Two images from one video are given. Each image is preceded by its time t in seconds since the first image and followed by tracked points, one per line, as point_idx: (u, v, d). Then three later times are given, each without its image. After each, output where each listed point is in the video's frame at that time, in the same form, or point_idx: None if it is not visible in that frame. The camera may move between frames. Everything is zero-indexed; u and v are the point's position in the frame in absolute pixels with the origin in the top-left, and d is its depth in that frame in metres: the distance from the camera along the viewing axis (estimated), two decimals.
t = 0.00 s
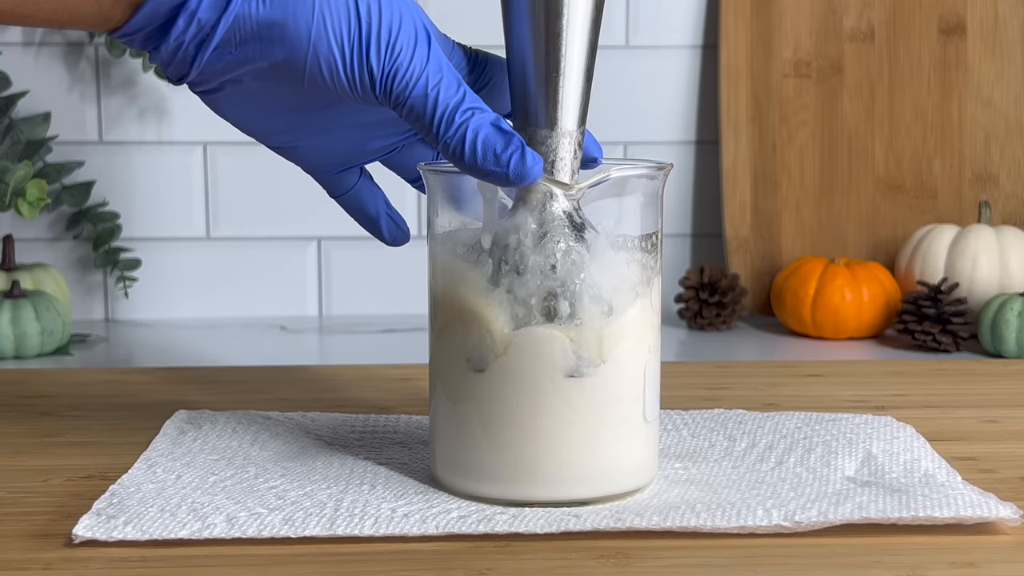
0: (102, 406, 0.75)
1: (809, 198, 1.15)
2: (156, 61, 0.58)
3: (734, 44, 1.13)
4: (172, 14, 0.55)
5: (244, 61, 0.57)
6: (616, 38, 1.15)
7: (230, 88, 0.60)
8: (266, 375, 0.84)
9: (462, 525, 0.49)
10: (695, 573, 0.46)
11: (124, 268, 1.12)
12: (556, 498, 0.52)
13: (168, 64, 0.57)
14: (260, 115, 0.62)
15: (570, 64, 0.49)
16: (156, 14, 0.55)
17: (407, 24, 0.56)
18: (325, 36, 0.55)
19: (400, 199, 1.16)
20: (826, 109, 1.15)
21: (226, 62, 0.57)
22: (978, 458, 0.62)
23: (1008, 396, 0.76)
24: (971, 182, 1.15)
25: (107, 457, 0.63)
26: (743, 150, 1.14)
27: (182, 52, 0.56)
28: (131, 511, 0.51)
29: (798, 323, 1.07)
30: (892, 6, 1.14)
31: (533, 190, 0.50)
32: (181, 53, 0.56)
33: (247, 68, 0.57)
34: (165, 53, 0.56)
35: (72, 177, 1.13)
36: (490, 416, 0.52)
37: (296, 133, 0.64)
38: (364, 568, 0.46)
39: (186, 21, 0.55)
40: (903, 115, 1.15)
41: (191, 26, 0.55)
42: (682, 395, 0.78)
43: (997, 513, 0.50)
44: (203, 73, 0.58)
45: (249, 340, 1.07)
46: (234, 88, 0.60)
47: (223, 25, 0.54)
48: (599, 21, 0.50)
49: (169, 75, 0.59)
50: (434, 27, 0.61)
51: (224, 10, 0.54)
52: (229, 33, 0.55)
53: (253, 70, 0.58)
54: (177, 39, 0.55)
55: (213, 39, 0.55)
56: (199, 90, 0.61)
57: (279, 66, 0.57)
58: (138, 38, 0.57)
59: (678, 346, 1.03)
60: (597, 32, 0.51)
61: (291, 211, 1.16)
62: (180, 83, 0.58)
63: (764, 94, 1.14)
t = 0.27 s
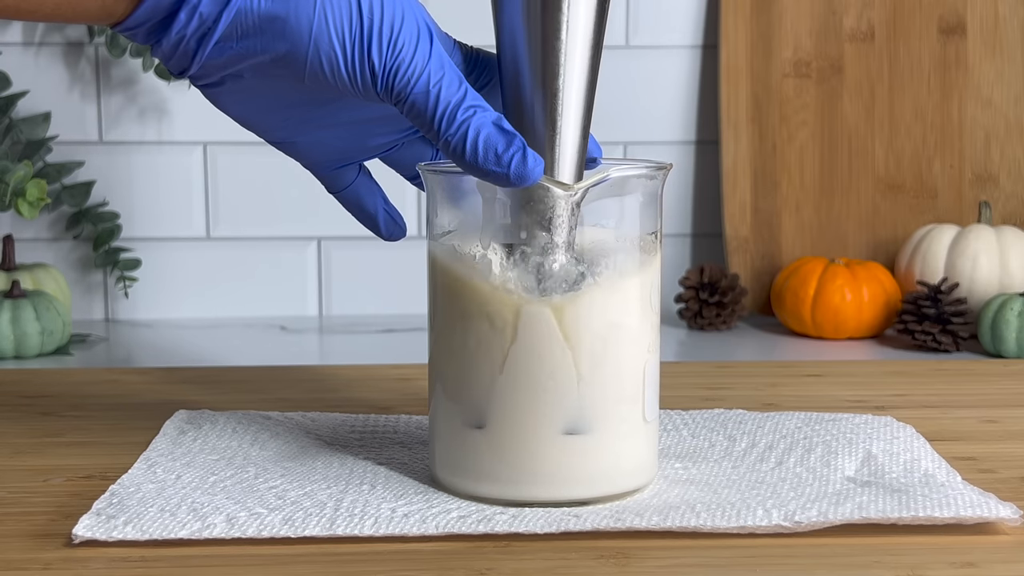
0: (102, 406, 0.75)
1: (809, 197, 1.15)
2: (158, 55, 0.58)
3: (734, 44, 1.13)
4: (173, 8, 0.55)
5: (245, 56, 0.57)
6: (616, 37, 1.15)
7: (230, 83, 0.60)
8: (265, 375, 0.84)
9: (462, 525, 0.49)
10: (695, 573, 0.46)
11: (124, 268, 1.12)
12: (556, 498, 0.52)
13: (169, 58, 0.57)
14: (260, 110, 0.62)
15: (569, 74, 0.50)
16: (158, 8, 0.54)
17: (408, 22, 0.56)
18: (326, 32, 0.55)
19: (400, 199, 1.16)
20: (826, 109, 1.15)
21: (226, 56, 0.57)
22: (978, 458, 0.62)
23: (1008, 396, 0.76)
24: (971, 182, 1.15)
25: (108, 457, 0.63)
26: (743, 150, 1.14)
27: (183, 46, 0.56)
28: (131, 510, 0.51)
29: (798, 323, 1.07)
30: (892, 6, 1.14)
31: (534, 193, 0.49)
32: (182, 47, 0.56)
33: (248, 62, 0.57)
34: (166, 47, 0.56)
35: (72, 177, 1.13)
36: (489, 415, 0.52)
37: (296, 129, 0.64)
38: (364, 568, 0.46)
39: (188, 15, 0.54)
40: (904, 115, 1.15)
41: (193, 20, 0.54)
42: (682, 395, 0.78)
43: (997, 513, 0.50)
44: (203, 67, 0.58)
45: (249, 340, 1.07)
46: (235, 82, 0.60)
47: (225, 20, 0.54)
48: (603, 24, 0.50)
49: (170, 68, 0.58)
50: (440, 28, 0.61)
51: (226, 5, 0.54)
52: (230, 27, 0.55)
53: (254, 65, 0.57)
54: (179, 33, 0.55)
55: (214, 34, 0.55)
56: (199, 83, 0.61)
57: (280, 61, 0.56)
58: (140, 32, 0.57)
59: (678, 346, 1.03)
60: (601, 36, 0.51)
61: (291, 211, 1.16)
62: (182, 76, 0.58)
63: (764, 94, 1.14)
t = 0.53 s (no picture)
0: (102, 406, 0.75)
1: (809, 197, 1.15)
2: (146, 58, 0.57)
3: (734, 44, 1.13)
4: (161, 11, 0.55)
5: (233, 59, 0.56)
6: (616, 37, 1.15)
7: (220, 85, 0.60)
8: (266, 375, 0.84)
9: (462, 525, 0.49)
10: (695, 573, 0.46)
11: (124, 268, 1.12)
12: (552, 498, 0.52)
13: (157, 62, 0.57)
14: (250, 112, 0.62)
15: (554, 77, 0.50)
16: (145, 12, 0.54)
17: (397, 22, 0.56)
18: (314, 33, 0.54)
19: (401, 199, 1.16)
20: (826, 109, 1.15)
21: (214, 59, 0.56)
22: (979, 458, 0.62)
23: (1008, 396, 0.76)
24: (971, 182, 1.15)
25: (107, 457, 0.63)
26: (743, 150, 1.14)
27: (171, 50, 0.56)
28: (131, 510, 0.51)
29: (798, 323, 1.07)
30: (892, 5, 1.14)
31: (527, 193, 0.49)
32: (170, 51, 0.56)
33: (236, 65, 0.57)
34: (154, 51, 0.56)
35: (72, 177, 1.13)
36: (481, 416, 0.52)
37: (286, 131, 0.64)
38: (364, 568, 0.46)
39: (175, 18, 0.54)
40: (903, 115, 1.15)
41: (181, 23, 0.54)
42: (682, 395, 0.78)
43: (997, 514, 0.50)
44: (192, 70, 0.58)
45: (249, 340, 1.07)
46: (224, 85, 0.60)
47: (212, 23, 0.54)
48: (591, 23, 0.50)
49: (159, 72, 0.58)
50: (427, 28, 0.61)
51: (214, 8, 0.54)
52: (218, 30, 0.55)
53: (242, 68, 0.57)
54: (166, 37, 0.55)
55: (202, 36, 0.54)
56: (188, 87, 0.60)
57: (269, 62, 0.56)
58: (128, 36, 0.56)
59: (678, 346, 1.03)
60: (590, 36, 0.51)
61: (292, 211, 1.16)
62: (170, 80, 0.58)
63: (764, 94, 1.14)
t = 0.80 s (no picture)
0: (103, 406, 0.75)
1: (809, 197, 1.15)
2: (146, 58, 0.57)
3: (734, 44, 1.13)
4: (160, 11, 0.55)
5: (232, 59, 0.56)
6: (616, 37, 1.15)
7: (219, 86, 0.60)
8: (266, 375, 0.84)
9: (461, 525, 0.49)
10: (695, 573, 0.46)
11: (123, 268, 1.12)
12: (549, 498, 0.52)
13: (157, 61, 0.57)
14: (250, 113, 0.62)
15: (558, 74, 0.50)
16: (144, 12, 0.54)
17: (396, 22, 0.56)
18: (313, 33, 0.54)
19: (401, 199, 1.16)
20: (827, 108, 1.15)
21: (214, 59, 0.57)
22: (979, 458, 0.62)
23: (1008, 396, 0.76)
24: (971, 182, 1.15)
25: (107, 457, 0.63)
26: (743, 150, 1.14)
27: (170, 49, 0.56)
28: (131, 510, 0.51)
29: (797, 323, 1.07)
30: (892, 5, 1.14)
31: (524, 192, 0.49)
32: (170, 51, 0.56)
33: (236, 65, 0.57)
34: (154, 51, 0.56)
35: (72, 177, 1.13)
36: (480, 416, 0.52)
37: (286, 132, 0.64)
38: (364, 568, 0.46)
39: (175, 18, 0.54)
40: (903, 115, 1.15)
41: (180, 23, 0.54)
42: (682, 395, 0.78)
43: (997, 514, 0.50)
44: (192, 70, 0.58)
45: (249, 340, 1.07)
46: (223, 85, 0.60)
47: (211, 23, 0.54)
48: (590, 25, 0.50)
49: (158, 73, 0.58)
50: (427, 29, 0.61)
51: (213, 7, 0.54)
52: (218, 29, 0.55)
53: (242, 68, 0.57)
54: (166, 36, 0.55)
55: (201, 36, 0.54)
56: (188, 87, 0.61)
57: (268, 62, 0.56)
58: (128, 36, 0.56)
59: (678, 346, 1.03)
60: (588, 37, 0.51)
61: (292, 211, 1.16)
62: (169, 80, 0.58)
63: (764, 94, 1.14)
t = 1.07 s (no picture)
0: (103, 406, 0.75)
1: (809, 197, 1.15)
2: (145, 58, 0.57)
3: (734, 44, 1.13)
4: (160, 11, 0.55)
5: (232, 58, 0.56)
6: (616, 37, 1.15)
7: (219, 85, 0.60)
8: (266, 375, 0.84)
9: (461, 525, 0.49)
10: (695, 573, 0.46)
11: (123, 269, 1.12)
12: (548, 498, 0.52)
13: (157, 61, 0.57)
14: (250, 112, 0.62)
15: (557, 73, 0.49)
16: (144, 11, 0.54)
17: (396, 22, 0.56)
18: (313, 33, 0.54)
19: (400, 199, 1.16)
20: (827, 108, 1.15)
21: (214, 59, 0.57)
22: (979, 458, 0.62)
23: (1008, 396, 0.76)
24: (971, 182, 1.15)
25: (107, 457, 0.63)
26: (743, 150, 1.14)
27: (170, 49, 0.56)
28: (131, 510, 0.51)
29: (798, 323, 1.07)
30: (892, 5, 1.14)
31: (521, 191, 0.50)
32: (169, 50, 0.56)
33: (235, 65, 0.57)
34: (153, 50, 0.56)
35: (72, 177, 1.13)
36: (479, 416, 0.52)
37: (286, 132, 0.64)
38: (364, 568, 0.46)
39: (174, 18, 0.54)
40: (903, 115, 1.15)
41: (180, 22, 0.54)
42: (682, 395, 0.78)
43: (997, 514, 0.50)
44: (191, 70, 0.58)
45: (249, 340, 1.07)
46: (223, 85, 0.60)
47: (211, 22, 0.54)
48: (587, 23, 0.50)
49: (158, 72, 0.58)
50: (426, 28, 0.61)
51: (213, 7, 0.54)
52: (218, 29, 0.55)
53: (241, 68, 0.57)
54: (165, 36, 0.55)
55: (201, 35, 0.54)
56: (187, 87, 0.61)
57: (268, 62, 0.56)
58: (127, 36, 0.56)
59: (678, 346, 1.03)
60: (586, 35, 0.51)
61: (291, 211, 1.16)
62: (169, 79, 0.58)
63: (764, 94, 1.14)
